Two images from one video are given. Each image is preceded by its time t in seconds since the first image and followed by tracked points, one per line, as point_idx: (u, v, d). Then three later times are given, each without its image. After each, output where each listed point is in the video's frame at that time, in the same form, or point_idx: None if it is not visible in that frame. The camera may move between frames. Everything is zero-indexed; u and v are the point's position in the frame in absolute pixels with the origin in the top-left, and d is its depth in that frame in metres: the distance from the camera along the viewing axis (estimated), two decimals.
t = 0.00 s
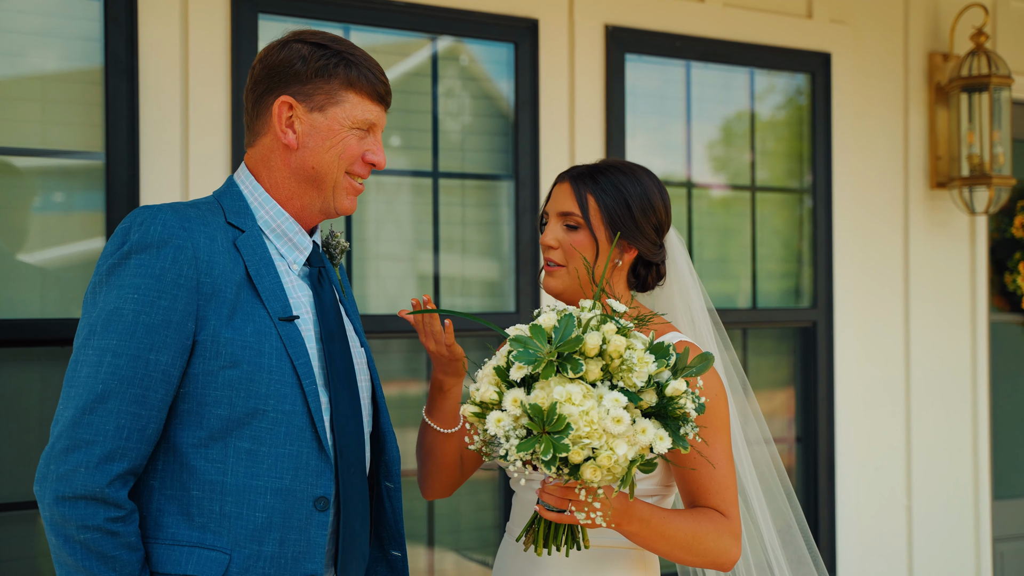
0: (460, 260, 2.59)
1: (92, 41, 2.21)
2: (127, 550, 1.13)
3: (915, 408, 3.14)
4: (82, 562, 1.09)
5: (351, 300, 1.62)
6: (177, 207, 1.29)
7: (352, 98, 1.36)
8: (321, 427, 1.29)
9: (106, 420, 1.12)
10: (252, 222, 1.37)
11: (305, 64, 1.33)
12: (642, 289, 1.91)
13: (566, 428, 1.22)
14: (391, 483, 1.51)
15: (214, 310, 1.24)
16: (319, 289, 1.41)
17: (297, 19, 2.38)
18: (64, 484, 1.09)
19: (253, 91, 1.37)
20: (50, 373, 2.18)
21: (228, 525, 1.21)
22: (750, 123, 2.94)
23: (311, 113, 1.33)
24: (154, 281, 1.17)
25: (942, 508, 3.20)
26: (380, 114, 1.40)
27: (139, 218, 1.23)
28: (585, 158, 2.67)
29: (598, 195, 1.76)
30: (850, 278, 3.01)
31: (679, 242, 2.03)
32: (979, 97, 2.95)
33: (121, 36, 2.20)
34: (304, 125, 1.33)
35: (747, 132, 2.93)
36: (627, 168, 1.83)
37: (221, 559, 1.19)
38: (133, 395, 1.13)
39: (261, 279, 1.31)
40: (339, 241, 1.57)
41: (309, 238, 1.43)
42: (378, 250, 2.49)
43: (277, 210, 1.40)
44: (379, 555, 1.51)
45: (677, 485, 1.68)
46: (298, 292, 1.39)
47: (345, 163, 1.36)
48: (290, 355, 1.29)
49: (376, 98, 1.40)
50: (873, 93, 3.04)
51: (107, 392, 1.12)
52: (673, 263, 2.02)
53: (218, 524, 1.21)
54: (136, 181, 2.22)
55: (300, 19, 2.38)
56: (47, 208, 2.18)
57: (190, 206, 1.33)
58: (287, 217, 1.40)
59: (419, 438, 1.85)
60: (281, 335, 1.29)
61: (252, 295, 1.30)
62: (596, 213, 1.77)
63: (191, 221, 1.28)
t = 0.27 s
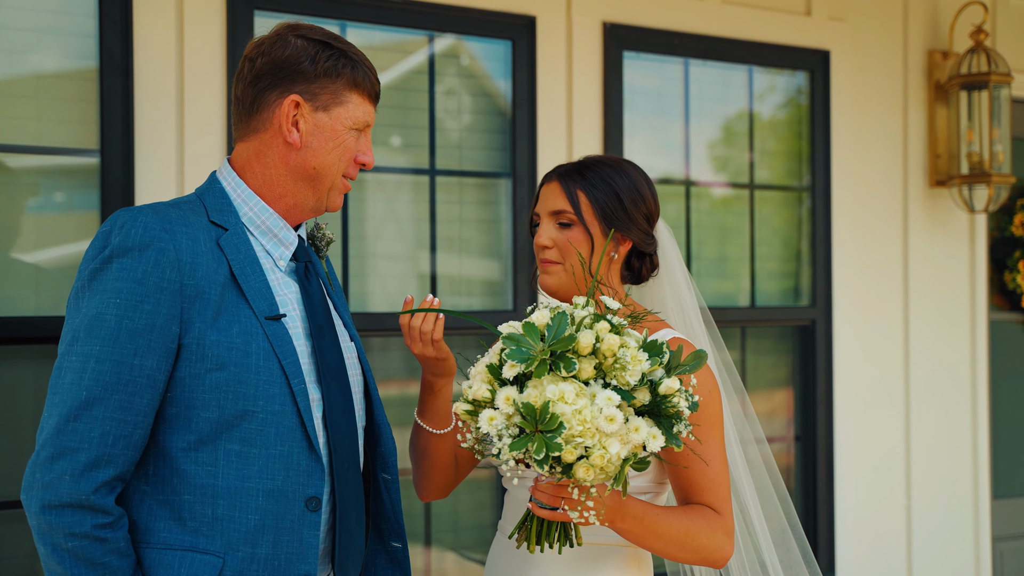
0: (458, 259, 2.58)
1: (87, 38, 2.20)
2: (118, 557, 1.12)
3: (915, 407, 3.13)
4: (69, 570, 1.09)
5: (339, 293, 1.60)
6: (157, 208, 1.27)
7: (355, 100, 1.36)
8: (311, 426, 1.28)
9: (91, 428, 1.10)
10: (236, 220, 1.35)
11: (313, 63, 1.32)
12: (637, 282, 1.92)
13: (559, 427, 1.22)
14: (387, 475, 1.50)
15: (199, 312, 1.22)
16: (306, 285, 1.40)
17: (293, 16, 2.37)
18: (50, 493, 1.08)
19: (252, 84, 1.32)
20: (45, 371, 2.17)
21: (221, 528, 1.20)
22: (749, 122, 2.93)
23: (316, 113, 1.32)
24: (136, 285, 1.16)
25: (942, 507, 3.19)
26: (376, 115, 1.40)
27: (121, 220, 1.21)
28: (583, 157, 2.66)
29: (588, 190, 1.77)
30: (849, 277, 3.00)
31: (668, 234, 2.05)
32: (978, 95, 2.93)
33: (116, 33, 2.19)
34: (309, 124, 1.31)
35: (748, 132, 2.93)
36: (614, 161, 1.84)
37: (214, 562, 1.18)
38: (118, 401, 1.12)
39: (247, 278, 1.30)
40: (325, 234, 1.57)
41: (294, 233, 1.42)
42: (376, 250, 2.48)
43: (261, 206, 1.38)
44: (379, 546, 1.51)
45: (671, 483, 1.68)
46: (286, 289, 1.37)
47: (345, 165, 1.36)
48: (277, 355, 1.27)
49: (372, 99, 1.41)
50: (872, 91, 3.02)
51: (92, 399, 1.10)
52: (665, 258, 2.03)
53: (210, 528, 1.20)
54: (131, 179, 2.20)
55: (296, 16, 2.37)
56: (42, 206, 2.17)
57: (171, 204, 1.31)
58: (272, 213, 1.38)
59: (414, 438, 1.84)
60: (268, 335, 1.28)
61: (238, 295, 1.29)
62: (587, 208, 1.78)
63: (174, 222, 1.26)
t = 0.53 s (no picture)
0: (458, 259, 2.58)
1: (86, 37, 2.19)
2: (126, 561, 1.12)
3: (915, 407, 3.12)
4: None
5: (335, 289, 1.60)
6: (154, 212, 1.26)
7: (357, 102, 1.36)
8: (315, 426, 1.28)
9: (94, 435, 1.10)
10: (233, 220, 1.34)
11: (318, 64, 1.32)
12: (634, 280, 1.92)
13: (557, 423, 1.21)
14: (391, 470, 1.49)
15: (200, 316, 1.22)
16: (305, 283, 1.40)
17: (293, 15, 2.37)
18: (56, 501, 1.08)
19: (255, 82, 1.32)
20: (44, 371, 2.17)
21: (229, 530, 1.20)
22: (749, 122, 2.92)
23: (318, 114, 1.32)
24: (135, 291, 1.15)
25: (943, 508, 3.18)
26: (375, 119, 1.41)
27: (118, 226, 1.21)
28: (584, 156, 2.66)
29: (581, 189, 1.78)
30: (849, 277, 3.00)
31: (662, 233, 2.05)
32: (980, 95, 2.92)
33: (115, 32, 2.19)
34: (311, 125, 1.31)
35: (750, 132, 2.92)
36: (605, 160, 1.85)
37: (223, 564, 1.18)
38: (120, 407, 1.12)
39: (246, 280, 1.30)
40: (318, 229, 1.57)
41: (291, 232, 1.41)
42: (376, 250, 2.48)
43: (258, 206, 1.37)
44: (385, 539, 1.51)
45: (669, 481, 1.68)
46: (286, 289, 1.37)
47: (344, 166, 1.36)
48: (279, 356, 1.27)
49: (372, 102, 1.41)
50: (873, 91, 3.02)
51: (95, 406, 1.10)
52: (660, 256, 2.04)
53: (218, 531, 1.20)
54: (131, 178, 2.20)
55: (296, 15, 2.37)
56: (41, 205, 2.16)
57: (167, 207, 1.31)
58: (269, 212, 1.37)
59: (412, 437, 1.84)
60: (269, 336, 1.28)
61: (238, 298, 1.28)
62: (581, 208, 1.78)
63: (171, 225, 1.26)
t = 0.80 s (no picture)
0: (462, 260, 2.58)
1: (90, 38, 2.20)
2: (141, 562, 1.12)
3: (918, 408, 3.12)
4: None
5: (339, 289, 1.61)
6: (163, 217, 1.26)
7: (366, 107, 1.37)
8: (327, 427, 1.29)
9: (108, 439, 1.10)
10: (241, 224, 1.34)
11: (330, 69, 1.33)
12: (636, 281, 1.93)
13: (555, 425, 1.21)
14: (401, 466, 1.50)
15: (211, 320, 1.22)
16: (314, 284, 1.41)
17: (297, 17, 2.37)
18: (70, 505, 1.08)
19: (266, 85, 1.32)
20: (48, 372, 2.17)
21: (244, 531, 1.20)
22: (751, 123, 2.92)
23: (328, 118, 1.32)
24: (147, 296, 1.16)
25: (946, 509, 3.18)
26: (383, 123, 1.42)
27: (128, 231, 1.21)
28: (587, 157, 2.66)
29: (583, 192, 1.78)
30: (852, 278, 3.00)
31: (664, 235, 2.04)
32: (982, 97, 2.93)
33: (120, 33, 2.19)
34: (322, 130, 1.32)
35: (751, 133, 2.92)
36: (608, 163, 1.85)
37: (238, 565, 1.19)
38: (133, 412, 1.12)
39: (256, 283, 1.30)
40: (321, 231, 1.55)
41: (298, 233, 1.42)
42: (378, 251, 2.48)
43: (266, 208, 1.38)
44: (396, 535, 1.50)
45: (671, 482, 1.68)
46: (295, 291, 1.38)
47: (353, 171, 1.37)
48: (290, 358, 1.27)
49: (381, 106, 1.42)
50: (875, 92, 3.02)
51: (108, 411, 1.10)
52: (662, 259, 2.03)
53: (233, 532, 1.20)
54: (135, 179, 2.20)
55: (299, 17, 2.37)
56: (45, 206, 2.17)
57: (175, 212, 1.30)
58: (277, 215, 1.38)
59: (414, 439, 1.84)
60: (280, 339, 1.28)
61: (248, 301, 1.29)
62: (583, 211, 1.78)
63: (181, 230, 1.26)
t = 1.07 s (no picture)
0: (466, 261, 2.59)
1: (97, 40, 2.20)
2: (169, 564, 1.15)
3: (921, 409, 3.13)
4: None
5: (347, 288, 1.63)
6: (179, 224, 1.28)
7: (379, 114, 1.39)
8: (344, 428, 1.32)
9: (134, 445, 1.12)
10: (255, 228, 1.36)
11: (345, 78, 1.35)
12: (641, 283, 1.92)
13: (554, 428, 1.22)
14: (411, 461, 1.51)
15: (231, 326, 1.25)
16: (326, 287, 1.44)
17: (302, 19, 2.38)
18: (97, 510, 1.10)
19: (283, 92, 1.33)
20: (53, 373, 2.17)
21: (269, 531, 1.24)
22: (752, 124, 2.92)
23: (343, 126, 1.35)
24: (169, 304, 1.17)
25: (950, 509, 3.19)
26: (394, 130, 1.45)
27: (147, 239, 1.22)
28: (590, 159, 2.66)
29: (587, 194, 1.78)
30: (855, 280, 3.00)
31: (670, 236, 2.05)
32: (986, 98, 2.93)
33: (126, 35, 2.19)
34: (336, 138, 1.34)
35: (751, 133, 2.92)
36: (613, 165, 1.85)
37: (264, 564, 1.22)
38: (158, 418, 1.14)
39: (273, 288, 1.32)
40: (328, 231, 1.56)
41: (310, 235, 1.44)
42: (382, 252, 2.49)
43: (278, 212, 1.39)
44: (408, 529, 1.52)
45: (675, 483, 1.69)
46: (309, 294, 1.41)
47: (365, 178, 1.40)
48: (308, 361, 1.30)
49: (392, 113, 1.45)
50: (879, 94, 3.02)
51: (135, 418, 1.12)
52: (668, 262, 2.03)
53: (258, 532, 1.23)
54: (141, 181, 2.21)
55: (305, 18, 2.38)
56: (51, 208, 2.17)
57: (190, 218, 1.32)
58: (289, 218, 1.39)
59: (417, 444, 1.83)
60: (298, 343, 1.30)
61: (266, 306, 1.31)
62: (587, 213, 1.78)
63: (199, 237, 1.27)
